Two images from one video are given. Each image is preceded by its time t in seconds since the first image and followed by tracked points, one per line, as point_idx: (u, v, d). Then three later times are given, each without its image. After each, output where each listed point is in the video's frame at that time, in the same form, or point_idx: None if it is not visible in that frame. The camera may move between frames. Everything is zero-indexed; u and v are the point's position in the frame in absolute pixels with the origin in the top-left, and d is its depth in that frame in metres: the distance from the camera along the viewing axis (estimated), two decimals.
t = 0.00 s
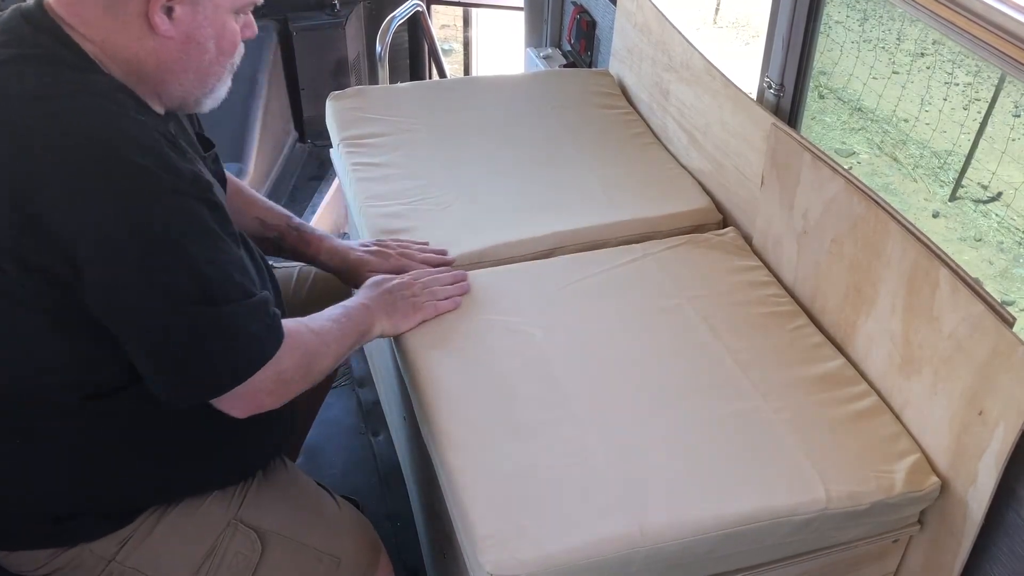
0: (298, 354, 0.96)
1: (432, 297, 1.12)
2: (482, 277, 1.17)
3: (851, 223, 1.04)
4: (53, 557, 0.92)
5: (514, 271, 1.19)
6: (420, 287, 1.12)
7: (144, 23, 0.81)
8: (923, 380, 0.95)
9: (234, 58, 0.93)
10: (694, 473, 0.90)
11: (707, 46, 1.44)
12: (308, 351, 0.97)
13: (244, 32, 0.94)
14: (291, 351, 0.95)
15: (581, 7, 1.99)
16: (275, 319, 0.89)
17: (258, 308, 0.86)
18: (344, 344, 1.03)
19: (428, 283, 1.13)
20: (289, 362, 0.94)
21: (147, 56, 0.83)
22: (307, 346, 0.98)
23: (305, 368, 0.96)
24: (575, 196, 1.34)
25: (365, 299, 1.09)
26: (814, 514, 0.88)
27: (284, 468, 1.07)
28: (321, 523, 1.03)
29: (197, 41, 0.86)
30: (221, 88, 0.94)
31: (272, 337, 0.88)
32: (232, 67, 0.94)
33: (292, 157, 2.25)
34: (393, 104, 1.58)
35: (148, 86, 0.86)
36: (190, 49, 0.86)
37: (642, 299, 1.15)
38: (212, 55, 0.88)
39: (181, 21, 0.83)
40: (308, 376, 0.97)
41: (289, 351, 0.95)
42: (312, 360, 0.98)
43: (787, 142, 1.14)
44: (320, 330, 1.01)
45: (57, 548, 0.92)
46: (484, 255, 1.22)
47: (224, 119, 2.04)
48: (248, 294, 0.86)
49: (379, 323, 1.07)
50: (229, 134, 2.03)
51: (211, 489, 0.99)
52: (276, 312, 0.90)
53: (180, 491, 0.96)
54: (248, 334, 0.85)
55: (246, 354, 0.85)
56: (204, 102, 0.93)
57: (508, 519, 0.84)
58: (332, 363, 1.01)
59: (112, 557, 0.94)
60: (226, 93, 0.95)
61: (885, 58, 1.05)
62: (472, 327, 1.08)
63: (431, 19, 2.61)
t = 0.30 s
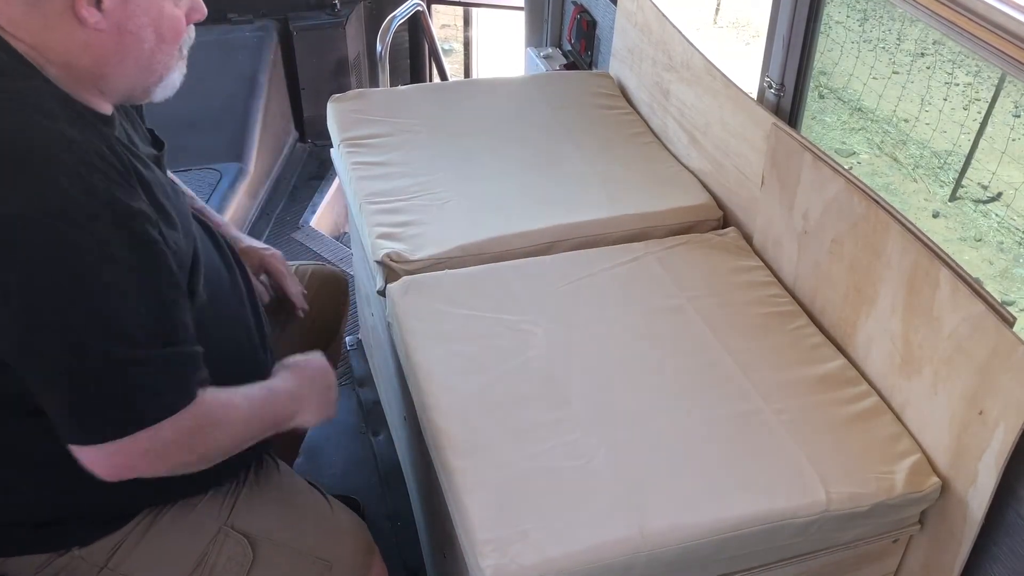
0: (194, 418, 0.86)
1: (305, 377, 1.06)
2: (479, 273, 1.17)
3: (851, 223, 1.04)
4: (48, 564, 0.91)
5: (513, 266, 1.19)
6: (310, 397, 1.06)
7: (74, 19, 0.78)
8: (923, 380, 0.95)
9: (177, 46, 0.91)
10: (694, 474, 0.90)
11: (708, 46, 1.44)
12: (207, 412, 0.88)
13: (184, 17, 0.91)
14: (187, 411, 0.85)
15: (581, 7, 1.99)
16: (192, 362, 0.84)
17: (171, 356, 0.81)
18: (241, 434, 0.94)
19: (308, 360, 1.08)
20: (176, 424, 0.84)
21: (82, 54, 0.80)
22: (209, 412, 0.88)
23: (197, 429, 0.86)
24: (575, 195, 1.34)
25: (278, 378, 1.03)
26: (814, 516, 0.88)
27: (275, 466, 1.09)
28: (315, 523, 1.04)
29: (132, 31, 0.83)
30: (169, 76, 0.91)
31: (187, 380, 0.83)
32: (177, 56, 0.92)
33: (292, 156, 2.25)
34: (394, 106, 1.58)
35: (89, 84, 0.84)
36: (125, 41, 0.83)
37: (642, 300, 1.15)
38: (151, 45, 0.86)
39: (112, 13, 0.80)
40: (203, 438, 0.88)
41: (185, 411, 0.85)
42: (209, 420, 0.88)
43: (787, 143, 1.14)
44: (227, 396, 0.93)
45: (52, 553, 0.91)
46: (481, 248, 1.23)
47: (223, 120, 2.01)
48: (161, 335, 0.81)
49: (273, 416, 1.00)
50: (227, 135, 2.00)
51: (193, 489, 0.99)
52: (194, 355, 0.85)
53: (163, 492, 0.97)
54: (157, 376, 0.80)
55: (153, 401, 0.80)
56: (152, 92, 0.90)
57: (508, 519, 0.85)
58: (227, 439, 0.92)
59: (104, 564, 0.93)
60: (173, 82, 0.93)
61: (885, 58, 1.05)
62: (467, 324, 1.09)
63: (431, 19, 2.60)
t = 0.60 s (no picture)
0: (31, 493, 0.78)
1: (232, 536, 0.95)
2: (479, 273, 1.17)
3: (851, 223, 1.04)
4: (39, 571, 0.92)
5: (512, 266, 1.19)
6: (225, 515, 0.96)
7: None
8: (923, 379, 0.95)
9: (117, 53, 0.83)
10: (693, 475, 0.90)
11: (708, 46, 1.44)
12: (57, 495, 0.81)
13: (129, 21, 0.84)
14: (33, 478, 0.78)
15: (581, 7, 1.99)
16: (74, 429, 0.78)
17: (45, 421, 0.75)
18: (85, 541, 0.83)
19: (252, 496, 1.00)
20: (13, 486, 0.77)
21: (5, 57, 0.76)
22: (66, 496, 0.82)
23: (35, 510, 0.79)
24: (576, 195, 1.34)
25: (177, 488, 0.96)
26: (814, 517, 0.88)
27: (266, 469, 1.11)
28: (307, 523, 1.04)
29: (57, 35, 0.77)
30: (114, 82, 0.85)
31: (59, 447, 0.77)
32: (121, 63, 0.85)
33: (292, 156, 2.24)
34: (393, 106, 1.58)
35: (23, 90, 0.79)
36: (51, 45, 0.77)
37: (642, 300, 1.15)
38: (85, 50, 0.79)
39: (33, 16, 0.75)
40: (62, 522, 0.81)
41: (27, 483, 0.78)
42: (58, 511, 0.81)
43: (787, 143, 1.14)
44: (111, 508, 0.87)
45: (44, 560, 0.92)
46: (482, 248, 1.22)
47: (222, 119, 2.02)
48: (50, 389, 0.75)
49: (154, 535, 0.90)
50: (225, 131, 2.01)
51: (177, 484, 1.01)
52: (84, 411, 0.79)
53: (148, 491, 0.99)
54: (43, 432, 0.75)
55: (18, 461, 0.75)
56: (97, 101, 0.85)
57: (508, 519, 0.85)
58: (74, 535, 0.82)
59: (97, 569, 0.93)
60: (120, 91, 0.87)
61: (885, 58, 1.05)
62: (466, 324, 1.09)
63: (431, 19, 2.60)
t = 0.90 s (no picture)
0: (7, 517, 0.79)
1: (229, 546, 0.95)
2: (479, 273, 1.17)
3: (851, 223, 1.05)
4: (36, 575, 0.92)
5: (513, 266, 1.19)
6: (223, 525, 0.96)
7: None
8: (923, 380, 0.95)
9: (27, 58, 0.77)
10: (694, 475, 0.90)
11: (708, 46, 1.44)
12: (28, 515, 0.81)
13: (43, 22, 0.78)
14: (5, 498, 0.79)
15: (581, 7, 1.99)
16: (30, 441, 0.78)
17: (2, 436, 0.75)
18: (64, 558, 0.84)
19: (251, 507, 0.99)
20: None
21: None
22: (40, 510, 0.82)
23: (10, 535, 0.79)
24: (576, 195, 1.34)
25: (175, 496, 0.97)
26: (814, 517, 0.88)
27: (263, 472, 1.12)
28: (307, 524, 1.05)
29: None
30: (26, 88, 0.79)
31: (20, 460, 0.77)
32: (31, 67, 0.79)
33: (292, 156, 2.24)
34: (393, 106, 1.58)
35: None
36: None
37: (642, 300, 1.15)
38: None
39: None
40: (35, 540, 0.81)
41: None
42: (29, 532, 0.81)
43: (787, 143, 1.14)
44: (94, 524, 0.87)
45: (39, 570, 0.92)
46: (484, 248, 1.22)
47: (224, 117, 2.05)
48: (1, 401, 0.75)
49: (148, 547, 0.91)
50: (226, 132, 2.04)
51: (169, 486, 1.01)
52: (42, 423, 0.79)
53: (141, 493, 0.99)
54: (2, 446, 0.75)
55: None
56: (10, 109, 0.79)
57: (509, 520, 0.85)
58: (51, 552, 0.83)
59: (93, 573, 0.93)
60: (36, 97, 0.81)
61: (885, 58, 1.05)
62: (466, 325, 1.09)
63: (432, 19, 2.61)
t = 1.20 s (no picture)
0: None
1: (231, 547, 0.95)
2: (479, 273, 1.17)
3: (851, 224, 1.04)
4: None
5: (513, 266, 1.19)
6: (225, 526, 0.96)
7: None
8: (923, 380, 0.95)
9: None
10: (693, 475, 0.90)
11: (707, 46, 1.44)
12: (16, 519, 0.81)
13: None
14: None
15: (581, 7, 1.99)
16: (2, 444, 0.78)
17: None
18: (58, 562, 0.84)
19: (253, 508, 0.99)
20: None
21: None
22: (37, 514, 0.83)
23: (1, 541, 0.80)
24: (576, 195, 1.34)
25: (174, 496, 0.97)
26: (814, 517, 0.88)
27: (263, 472, 1.11)
28: (307, 523, 1.05)
29: None
30: None
31: None
32: None
33: (292, 156, 2.24)
34: (393, 106, 1.58)
35: None
36: None
37: (642, 300, 1.15)
38: None
39: None
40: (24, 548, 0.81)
41: None
42: (19, 538, 0.81)
43: (787, 143, 1.14)
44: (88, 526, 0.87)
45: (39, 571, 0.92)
46: (484, 248, 1.22)
47: (223, 117, 2.06)
48: None
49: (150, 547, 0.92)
50: (225, 134, 2.06)
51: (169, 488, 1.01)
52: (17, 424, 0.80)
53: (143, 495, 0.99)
54: None
55: None
56: None
57: (508, 520, 0.84)
58: (44, 557, 0.83)
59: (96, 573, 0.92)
60: None
61: (885, 58, 1.05)
62: (466, 324, 1.09)
63: (432, 19, 2.60)
